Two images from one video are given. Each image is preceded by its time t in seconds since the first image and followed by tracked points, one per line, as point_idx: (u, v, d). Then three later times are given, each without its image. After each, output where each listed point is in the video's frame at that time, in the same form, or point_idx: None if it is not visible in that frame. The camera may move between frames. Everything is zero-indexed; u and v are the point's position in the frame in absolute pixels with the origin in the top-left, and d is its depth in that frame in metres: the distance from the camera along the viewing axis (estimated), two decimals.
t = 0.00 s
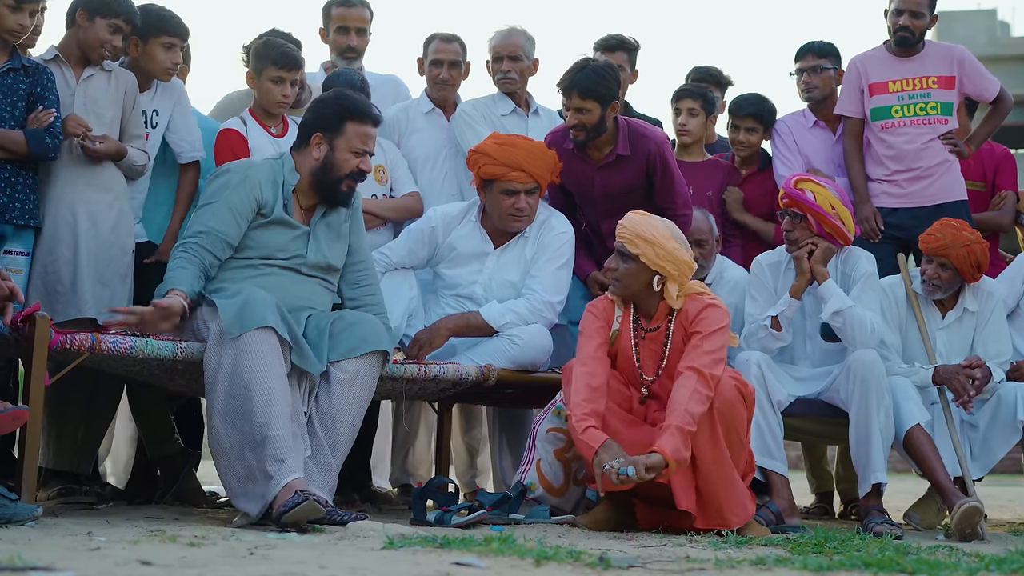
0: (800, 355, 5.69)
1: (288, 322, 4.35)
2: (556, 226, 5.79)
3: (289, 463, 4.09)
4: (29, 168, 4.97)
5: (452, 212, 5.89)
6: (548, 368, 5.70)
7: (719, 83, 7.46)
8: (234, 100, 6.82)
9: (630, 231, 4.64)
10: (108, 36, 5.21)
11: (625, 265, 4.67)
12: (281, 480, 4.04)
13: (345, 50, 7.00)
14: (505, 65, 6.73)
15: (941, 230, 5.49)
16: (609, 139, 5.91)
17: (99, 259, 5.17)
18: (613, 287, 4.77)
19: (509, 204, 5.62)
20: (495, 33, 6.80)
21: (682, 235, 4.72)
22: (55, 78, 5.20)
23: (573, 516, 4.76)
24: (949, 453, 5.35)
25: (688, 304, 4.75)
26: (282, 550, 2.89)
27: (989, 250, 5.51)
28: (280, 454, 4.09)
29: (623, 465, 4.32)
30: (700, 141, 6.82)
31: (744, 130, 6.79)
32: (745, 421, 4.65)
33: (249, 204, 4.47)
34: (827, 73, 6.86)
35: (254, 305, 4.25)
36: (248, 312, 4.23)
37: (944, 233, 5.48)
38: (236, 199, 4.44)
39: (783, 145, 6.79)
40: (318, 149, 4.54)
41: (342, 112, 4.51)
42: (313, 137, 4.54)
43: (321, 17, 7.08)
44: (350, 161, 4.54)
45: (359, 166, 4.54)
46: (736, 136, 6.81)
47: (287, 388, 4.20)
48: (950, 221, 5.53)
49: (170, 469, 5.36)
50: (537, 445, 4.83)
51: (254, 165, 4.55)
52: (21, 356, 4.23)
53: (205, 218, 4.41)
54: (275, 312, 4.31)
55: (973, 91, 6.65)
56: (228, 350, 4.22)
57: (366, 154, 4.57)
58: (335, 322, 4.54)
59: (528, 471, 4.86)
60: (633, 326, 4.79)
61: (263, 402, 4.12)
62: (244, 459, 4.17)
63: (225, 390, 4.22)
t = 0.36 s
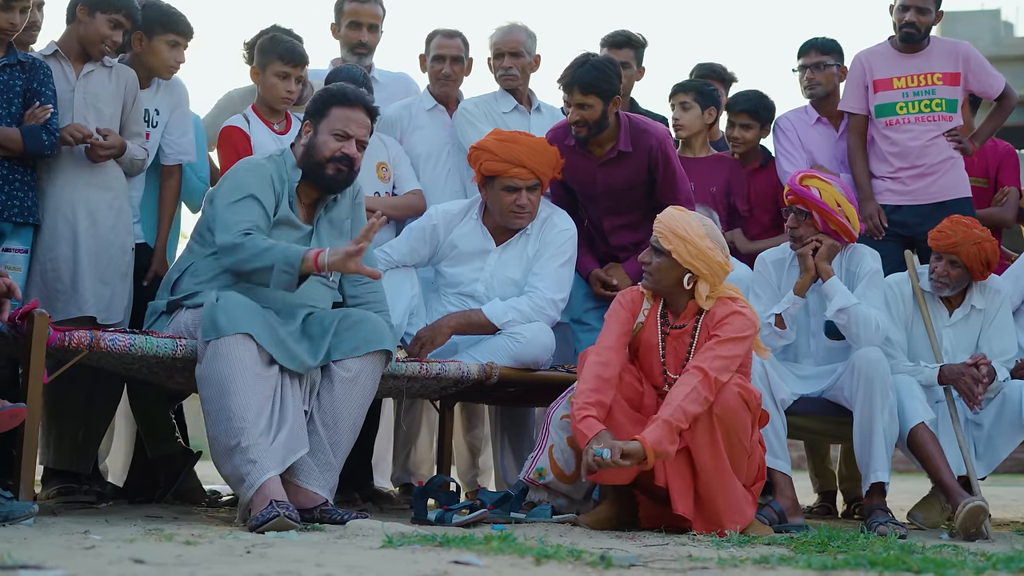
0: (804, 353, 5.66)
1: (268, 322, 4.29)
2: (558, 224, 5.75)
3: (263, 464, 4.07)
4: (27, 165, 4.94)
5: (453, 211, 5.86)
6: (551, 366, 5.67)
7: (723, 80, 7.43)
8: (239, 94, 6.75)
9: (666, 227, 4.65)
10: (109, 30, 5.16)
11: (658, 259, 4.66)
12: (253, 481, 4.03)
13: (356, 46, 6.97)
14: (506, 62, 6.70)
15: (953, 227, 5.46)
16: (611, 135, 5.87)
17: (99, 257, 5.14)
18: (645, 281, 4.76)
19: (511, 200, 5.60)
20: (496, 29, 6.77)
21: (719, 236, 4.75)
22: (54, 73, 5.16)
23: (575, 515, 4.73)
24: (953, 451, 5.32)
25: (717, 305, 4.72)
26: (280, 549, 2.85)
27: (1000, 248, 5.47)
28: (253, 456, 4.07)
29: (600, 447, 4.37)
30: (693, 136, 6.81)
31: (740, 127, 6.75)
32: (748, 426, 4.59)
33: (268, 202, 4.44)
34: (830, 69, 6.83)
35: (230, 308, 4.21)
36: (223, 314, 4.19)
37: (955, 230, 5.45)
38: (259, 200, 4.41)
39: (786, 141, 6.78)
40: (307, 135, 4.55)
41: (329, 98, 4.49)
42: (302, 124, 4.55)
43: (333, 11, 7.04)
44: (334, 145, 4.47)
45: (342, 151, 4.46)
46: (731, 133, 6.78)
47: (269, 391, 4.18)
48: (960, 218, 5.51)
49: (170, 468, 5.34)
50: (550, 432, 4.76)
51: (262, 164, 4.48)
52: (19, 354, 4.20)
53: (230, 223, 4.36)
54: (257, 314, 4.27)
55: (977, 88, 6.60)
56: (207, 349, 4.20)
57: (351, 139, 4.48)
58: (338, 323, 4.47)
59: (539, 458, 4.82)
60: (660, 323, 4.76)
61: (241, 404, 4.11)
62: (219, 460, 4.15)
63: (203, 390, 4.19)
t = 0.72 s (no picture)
0: (808, 352, 5.62)
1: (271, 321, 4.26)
2: (561, 221, 5.70)
3: (261, 464, 4.04)
4: (27, 162, 4.92)
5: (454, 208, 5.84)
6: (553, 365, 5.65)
7: (726, 75, 7.38)
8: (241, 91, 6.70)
9: (656, 223, 4.64)
10: (108, 28, 5.15)
11: (649, 256, 4.65)
12: (251, 480, 4.00)
13: (370, 44, 6.95)
14: (508, 59, 6.67)
15: (955, 225, 5.41)
16: (613, 133, 5.83)
17: (98, 255, 5.12)
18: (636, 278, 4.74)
19: (513, 198, 5.56)
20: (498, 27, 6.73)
21: (709, 230, 4.72)
22: (53, 70, 5.14)
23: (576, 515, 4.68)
24: (959, 452, 5.26)
25: (711, 301, 4.69)
26: (272, 548, 2.82)
27: (1003, 246, 5.42)
28: (252, 455, 4.04)
29: (609, 445, 4.32)
30: (695, 129, 6.79)
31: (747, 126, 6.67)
32: (749, 423, 4.56)
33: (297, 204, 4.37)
34: (836, 65, 6.78)
35: (229, 305, 4.18)
36: (221, 311, 4.16)
37: (957, 229, 5.39)
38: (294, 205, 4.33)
39: (792, 139, 6.68)
40: (326, 143, 4.41)
41: (349, 105, 4.38)
42: (320, 132, 4.40)
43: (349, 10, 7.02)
44: (358, 154, 4.42)
45: (368, 160, 4.43)
46: (738, 130, 6.69)
47: (268, 389, 4.15)
48: (963, 216, 5.45)
49: (169, 467, 5.30)
50: (548, 435, 4.73)
51: (275, 168, 4.37)
52: (16, 351, 4.17)
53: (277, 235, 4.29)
54: (257, 313, 4.23)
55: (981, 85, 6.56)
56: (207, 347, 4.16)
57: (375, 146, 4.44)
58: (339, 323, 4.43)
59: (539, 462, 4.76)
60: (655, 321, 4.72)
61: (240, 402, 4.08)
62: (217, 458, 4.12)
63: (203, 388, 4.16)
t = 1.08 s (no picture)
0: (811, 351, 5.57)
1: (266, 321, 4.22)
2: (561, 220, 5.66)
3: (257, 464, 3.99)
4: (23, 160, 4.88)
5: (454, 206, 5.78)
6: (554, 364, 5.61)
7: (728, 71, 7.34)
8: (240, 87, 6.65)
9: (650, 222, 4.61)
10: (103, 25, 5.12)
11: (644, 255, 4.60)
12: (247, 481, 3.96)
13: (375, 39, 6.91)
14: (508, 57, 6.64)
15: (954, 222, 5.36)
16: (613, 130, 5.78)
17: (94, 254, 5.10)
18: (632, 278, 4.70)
19: (514, 197, 5.51)
20: (498, 23, 6.68)
21: (705, 227, 4.68)
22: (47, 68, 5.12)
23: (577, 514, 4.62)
24: (963, 451, 5.23)
25: (708, 300, 4.66)
26: (265, 548, 2.78)
27: (1005, 244, 5.37)
28: (248, 454, 4.00)
29: (599, 440, 4.28)
30: (699, 125, 6.74)
31: (752, 124, 6.65)
32: (747, 421, 4.51)
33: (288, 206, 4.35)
34: (841, 63, 6.72)
35: (228, 305, 4.14)
36: (218, 309, 4.13)
37: (957, 225, 5.35)
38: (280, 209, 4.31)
39: (795, 135, 6.68)
40: (328, 143, 4.37)
41: (351, 105, 4.34)
42: (323, 132, 4.36)
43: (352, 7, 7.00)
44: (361, 155, 4.39)
45: (371, 162, 4.39)
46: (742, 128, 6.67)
47: (265, 389, 4.11)
48: (963, 213, 5.40)
49: (167, 467, 5.30)
50: (545, 436, 4.70)
51: (273, 167, 4.35)
52: (10, 350, 4.14)
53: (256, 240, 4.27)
54: (253, 312, 4.18)
55: (986, 81, 6.51)
56: (201, 347, 4.13)
57: (377, 146, 4.40)
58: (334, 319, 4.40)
59: (535, 462, 4.74)
60: (652, 321, 4.69)
61: (236, 402, 4.04)
62: (214, 458, 4.09)
63: (199, 388, 4.12)
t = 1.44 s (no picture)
0: (813, 350, 5.53)
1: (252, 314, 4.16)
2: (558, 218, 5.63)
3: (252, 464, 3.96)
4: (17, 158, 4.85)
5: (451, 206, 5.74)
6: (554, 363, 5.57)
7: (729, 69, 7.29)
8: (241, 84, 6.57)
9: (657, 222, 4.56)
10: (97, 21, 5.10)
11: (653, 257, 4.55)
12: (242, 481, 3.92)
13: (368, 36, 6.84)
14: (509, 55, 6.59)
15: (957, 222, 5.30)
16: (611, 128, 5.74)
17: (90, 254, 5.07)
18: (639, 279, 4.66)
19: (510, 196, 5.48)
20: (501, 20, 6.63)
21: (711, 225, 4.63)
22: (42, 68, 5.09)
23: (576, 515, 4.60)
24: (965, 452, 5.19)
25: (716, 300, 4.62)
26: (256, 553, 2.74)
27: (1008, 243, 5.32)
28: (243, 455, 3.96)
29: (605, 438, 4.26)
30: (699, 125, 6.71)
31: (752, 125, 6.58)
32: (752, 421, 4.46)
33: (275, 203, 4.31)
34: (844, 61, 6.68)
35: (220, 302, 4.10)
36: (211, 308, 4.09)
37: (959, 225, 5.29)
38: (264, 203, 4.26)
39: (799, 135, 6.60)
40: (325, 142, 4.34)
41: (346, 104, 4.30)
42: (320, 130, 4.34)
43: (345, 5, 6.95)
44: (358, 153, 4.36)
45: (368, 160, 4.35)
46: (742, 129, 6.60)
47: (261, 388, 4.08)
48: (966, 213, 5.33)
49: (164, 467, 5.27)
50: (547, 435, 4.65)
51: (265, 162, 4.32)
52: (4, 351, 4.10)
53: (228, 234, 4.20)
54: (245, 309, 4.14)
55: (990, 79, 6.47)
56: (196, 347, 4.10)
57: (374, 145, 4.36)
58: (330, 322, 4.41)
59: (537, 461, 4.68)
60: (658, 321, 4.65)
61: (231, 401, 4.01)
62: (210, 458, 4.05)
63: (194, 387, 4.09)
